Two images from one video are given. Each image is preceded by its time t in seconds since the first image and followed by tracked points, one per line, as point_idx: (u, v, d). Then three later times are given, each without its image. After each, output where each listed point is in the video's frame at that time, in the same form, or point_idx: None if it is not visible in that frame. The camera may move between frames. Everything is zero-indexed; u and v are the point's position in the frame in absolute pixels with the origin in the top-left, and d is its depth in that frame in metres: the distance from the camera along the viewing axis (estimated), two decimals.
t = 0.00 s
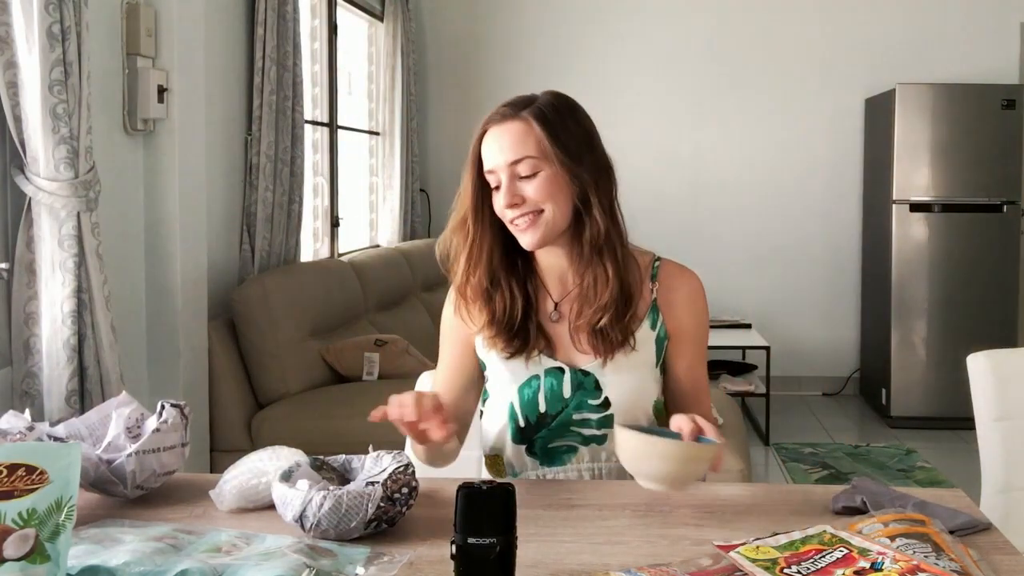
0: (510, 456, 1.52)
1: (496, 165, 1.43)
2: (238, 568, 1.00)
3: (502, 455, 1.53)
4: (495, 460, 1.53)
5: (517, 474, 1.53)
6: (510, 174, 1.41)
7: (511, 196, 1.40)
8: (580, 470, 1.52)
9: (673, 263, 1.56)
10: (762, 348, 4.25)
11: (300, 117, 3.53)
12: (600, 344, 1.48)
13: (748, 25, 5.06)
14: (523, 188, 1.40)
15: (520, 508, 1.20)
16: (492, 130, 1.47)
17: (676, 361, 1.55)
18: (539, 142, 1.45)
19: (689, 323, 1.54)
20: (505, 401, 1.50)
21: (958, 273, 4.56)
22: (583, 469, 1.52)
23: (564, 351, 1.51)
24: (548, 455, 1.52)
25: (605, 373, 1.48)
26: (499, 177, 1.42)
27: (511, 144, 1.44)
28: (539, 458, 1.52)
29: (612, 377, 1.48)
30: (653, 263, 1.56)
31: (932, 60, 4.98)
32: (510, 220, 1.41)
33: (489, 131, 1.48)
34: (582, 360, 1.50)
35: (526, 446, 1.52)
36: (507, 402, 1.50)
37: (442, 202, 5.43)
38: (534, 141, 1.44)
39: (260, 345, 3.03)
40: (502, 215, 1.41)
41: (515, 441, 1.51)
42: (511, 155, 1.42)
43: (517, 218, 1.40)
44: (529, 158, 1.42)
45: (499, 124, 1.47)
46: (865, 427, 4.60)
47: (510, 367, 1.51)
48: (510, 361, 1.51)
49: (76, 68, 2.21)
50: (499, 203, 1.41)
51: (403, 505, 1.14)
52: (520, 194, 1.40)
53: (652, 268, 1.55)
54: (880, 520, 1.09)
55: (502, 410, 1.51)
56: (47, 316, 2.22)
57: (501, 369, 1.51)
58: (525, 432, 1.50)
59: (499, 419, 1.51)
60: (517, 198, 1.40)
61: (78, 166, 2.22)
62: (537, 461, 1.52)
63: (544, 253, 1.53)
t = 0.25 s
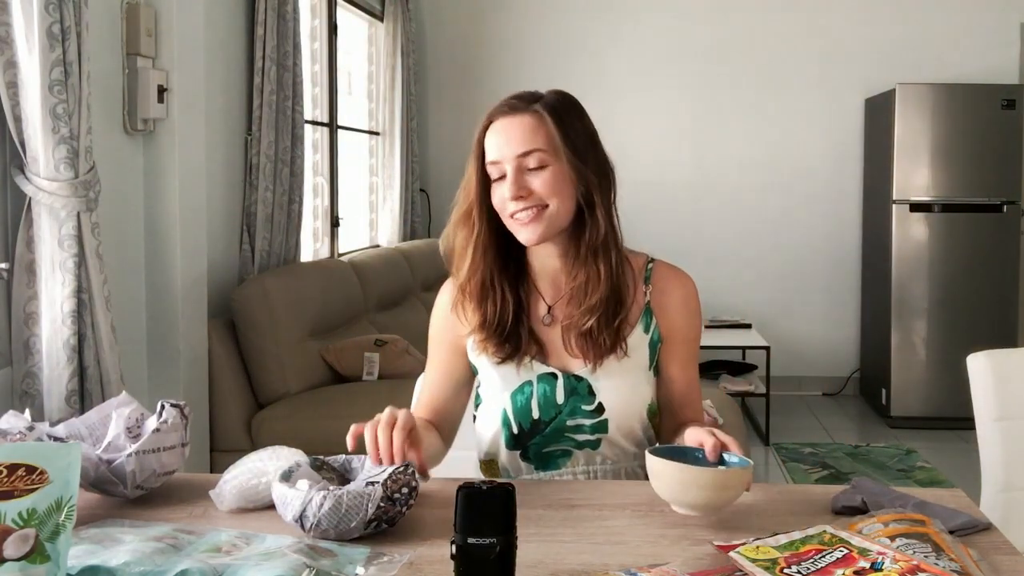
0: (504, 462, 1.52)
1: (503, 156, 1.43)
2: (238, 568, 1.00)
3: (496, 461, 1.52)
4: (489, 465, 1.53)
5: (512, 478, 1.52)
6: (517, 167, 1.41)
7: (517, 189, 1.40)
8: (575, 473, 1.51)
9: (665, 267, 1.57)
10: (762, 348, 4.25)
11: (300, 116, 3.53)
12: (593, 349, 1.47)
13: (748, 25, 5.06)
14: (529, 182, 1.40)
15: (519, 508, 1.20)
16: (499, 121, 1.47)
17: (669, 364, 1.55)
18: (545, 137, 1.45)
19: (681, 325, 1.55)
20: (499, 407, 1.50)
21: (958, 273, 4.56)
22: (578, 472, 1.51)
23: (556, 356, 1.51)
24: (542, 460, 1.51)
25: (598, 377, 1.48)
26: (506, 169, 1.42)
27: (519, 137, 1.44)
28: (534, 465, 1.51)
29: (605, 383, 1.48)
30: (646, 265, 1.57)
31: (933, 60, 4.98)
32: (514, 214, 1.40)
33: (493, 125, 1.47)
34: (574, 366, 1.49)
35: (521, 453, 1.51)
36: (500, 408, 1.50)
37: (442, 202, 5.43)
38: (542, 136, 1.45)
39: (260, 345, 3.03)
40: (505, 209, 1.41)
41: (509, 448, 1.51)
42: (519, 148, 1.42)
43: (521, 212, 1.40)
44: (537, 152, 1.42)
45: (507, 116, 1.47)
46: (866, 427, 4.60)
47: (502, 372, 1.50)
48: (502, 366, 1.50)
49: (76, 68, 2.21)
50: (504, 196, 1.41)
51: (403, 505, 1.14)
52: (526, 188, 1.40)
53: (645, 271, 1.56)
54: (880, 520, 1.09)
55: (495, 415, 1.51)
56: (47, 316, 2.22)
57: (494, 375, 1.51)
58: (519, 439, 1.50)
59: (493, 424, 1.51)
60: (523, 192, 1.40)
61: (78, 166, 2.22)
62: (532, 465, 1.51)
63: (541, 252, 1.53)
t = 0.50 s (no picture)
0: (503, 463, 1.52)
1: (518, 148, 1.46)
2: (238, 568, 1.00)
3: (496, 462, 1.52)
4: (488, 466, 1.53)
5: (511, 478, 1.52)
6: (532, 159, 1.45)
7: (533, 179, 1.43)
8: (574, 475, 1.51)
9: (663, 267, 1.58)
10: (762, 348, 4.25)
11: (300, 117, 3.53)
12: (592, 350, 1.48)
13: (748, 25, 5.06)
14: (544, 174, 1.43)
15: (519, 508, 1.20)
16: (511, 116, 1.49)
17: (668, 367, 1.55)
18: (559, 133, 1.48)
19: (679, 326, 1.55)
20: (497, 411, 1.50)
21: (958, 273, 4.56)
22: (577, 473, 1.51)
23: (556, 360, 1.50)
24: (541, 462, 1.51)
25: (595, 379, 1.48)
26: (521, 160, 1.45)
27: (534, 131, 1.46)
28: (533, 467, 1.51)
29: (603, 387, 1.48)
30: (644, 266, 1.58)
31: (933, 60, 4.98)
32: (526, 205, 1.42)
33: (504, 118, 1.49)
34: (573, 368, 1.49)
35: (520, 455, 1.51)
36: (499, 410, 1.50)
37: (442, 202, 5.43)
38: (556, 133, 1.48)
39: (260, 345, 3.03)
40: (517, 200, 1.43)
41: (508, 450, 1.51)
42: (534, 141, 1.45)
43: (533, 204, 1.42)
44: (553, 146, 1.45)
45: (519, 110, 1.49)
46: (866, 427, 4.60)
47: (500, 378, 1.50)
48: (500, 372, 1.50)
49: (76, 68, 2.21)
50: (518, 186, 1.43)
51: (403, 505, 1.14)
52: (542, 179, 1.43)
53: (643, 271, 1.58)
54: (880, 520, 1.09)
55: (494, 418, 1.51)
56: (47, 316, 2.22)
57: (491, 379, 1.51)
58: (518, 442, 1.50)
59: (492, 427, 1.51)
60: (539, 182, 1.43)
61: (78, 166, 2.22)
62: (531, 468, 1.52)
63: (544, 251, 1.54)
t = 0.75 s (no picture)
0: (505, 462, 1.52)
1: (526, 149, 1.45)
2: (238, 568, 1.00)
3: (498, 462, 1.52)
4: (491, 466, 1.53)
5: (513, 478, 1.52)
6: (540, 160, 1.44)
7: (542, 181, 1.43)
8: (577, 475, 1.51)
9: (666, 269, 1.59)
10: (761, 348, 4.25)
11: (300, 117, 3.53)
12: (597, 351, 1.47)
13: (748, 25, 5.06)
14: (553, 175, 1.43)
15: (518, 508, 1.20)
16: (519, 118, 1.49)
17: (671, 366, 1.56)
18: (567, 134, 1.48)
19: (683, 324, 1.56)
20: (501, 411, 1.50)
21: (958, 273, 4.56)
22: (580, 473, 1.51)
23: (560, 359, 1.50)
24: (544, 462, 1.51)
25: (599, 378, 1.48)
26: (529, 162, 1.44)
27: (542, 132, 1.46)
28: (536, 466, 1.51)
29: (608, 385, 1.48)
30: (646, 265, 1.58)
31: (932, 60, 4.98)
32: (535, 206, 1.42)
33: (511, 119, 1.49)
34: (578, 368, 1.49)
35: (524, 453, 1.51)
36: (503, 410, 1.50)
37: (442, 202, 5.43)
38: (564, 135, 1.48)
39: (260, 345, 3.03)
40: (526, 202, 1.42)
41: (512, 449, 1.51)
42: (543, 142, 1.45)
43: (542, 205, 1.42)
44: (562, 148, 1.45)
45: (527, 111, 1.49)
46: (866, 427, 4.60)
47: (505, 378, 1.50)
48: (504, 372, 1.50)
49: (76, 68, 2.21)
50: (527, 187, 1.43)
51: (403, 505, 1.14)
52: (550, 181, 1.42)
53: (646, 271, 1.57)
54: (880, 520, 1.09)
55: (497, 418, 1.51)
56: (47, 316, 2.22)
57: (495, 380, 1.51)
58: (522, 442, 1.50)
59: (496, 427, 1.51)
60: (548, 184, 1.42)
61: (78, 166, 2.22)
62: (533, 469, 1.51)
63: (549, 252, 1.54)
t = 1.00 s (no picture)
0: (507, 463, 1.52)
1: (527, 153, 1.46)
2: (239, 568, 1.00)
3: (500, 462, 1.52)
4: (492, 466, 1.53)
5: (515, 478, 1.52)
6: (542, 164, 1.45)
7: (543, 185, 1.43)
8: (578, 475, 1.51)
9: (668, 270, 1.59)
10: (761, 348, 4.25)
11: (300, 117, 3.53)
12: (598, 351, 1.48)
13: (748, 25, 5.06)
14: (554, 178, 1.44)
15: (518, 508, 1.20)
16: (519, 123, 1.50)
17: (672, 366, 1.56)
18: (568, 136, 1.48)
19: (684, 326, 1.56)
20: (502, 412, 1.50)
21: (957, 273, 4.56)
22: (581, 473, 1.51)
23: (560, 360, 1.51)
24: (545, 463, 1.51)
25: (600, 378, 1.48)
26: (530, 165, 1.45)
27: (543, 136, 1.47)
28: (538, 466, 1.51)
29: (609, 385, 1.48)
30: (647, 265, 1.58)
31: (932, 60, 4.98)
32: (536, 209, 1.43)
33: (512, 120, 1.49)
34: (579, 368, 1.49)
35: (526, 454, 1.51)
36: (504, 411, 1.50)
37: (442, 202, 5.43)
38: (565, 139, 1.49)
39: (260, 345, 3.03)
40: (527, 204, 1.43)
41: (513, 450, 1.51)
42: (544, 146, 1.46)
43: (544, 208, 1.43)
44: (563, 152, 1.46)
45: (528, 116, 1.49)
46: (866, 427, 4.60)
47: (505, 378, 1.50)
48: (504, 373, 1.50)
49: (76, 68, 2.21)
50: (527, 191, 1.44)
51: (433, 499, 1.15)
52: (551, 184, 1.43)
53: (647, 271, 1.57)
54: (880, 520, 1.09)
55: (498, 419, 1.51)
56: (47, 315, 2.22)
57: (496, 380, 1.51)
58: (523, 443, 1.50)
59: (497, 429, 1.51)
60: (549, 187, 1.43)
61: (78, 166, 2.22)
62: (534, 469, 1.51)
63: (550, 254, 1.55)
